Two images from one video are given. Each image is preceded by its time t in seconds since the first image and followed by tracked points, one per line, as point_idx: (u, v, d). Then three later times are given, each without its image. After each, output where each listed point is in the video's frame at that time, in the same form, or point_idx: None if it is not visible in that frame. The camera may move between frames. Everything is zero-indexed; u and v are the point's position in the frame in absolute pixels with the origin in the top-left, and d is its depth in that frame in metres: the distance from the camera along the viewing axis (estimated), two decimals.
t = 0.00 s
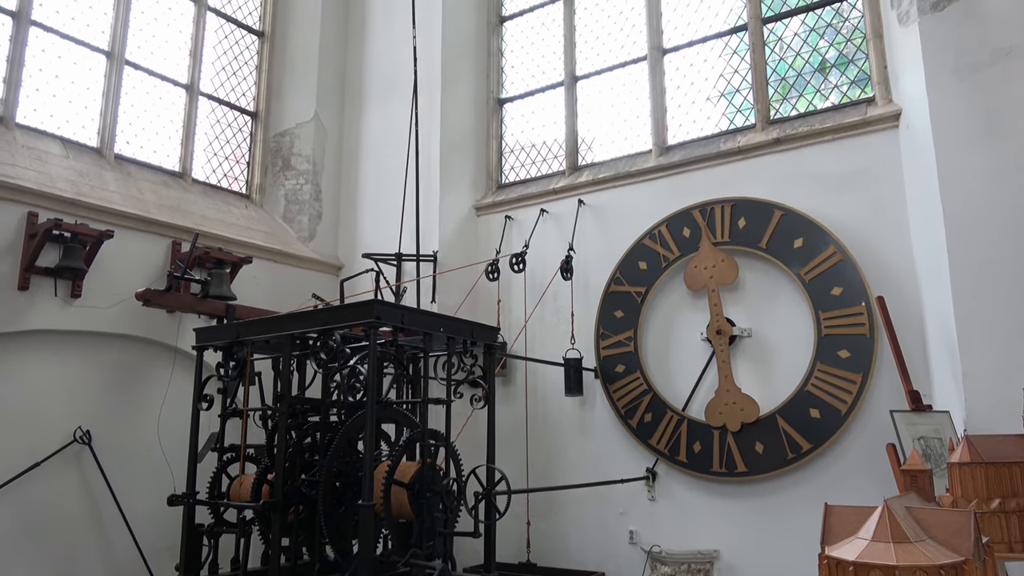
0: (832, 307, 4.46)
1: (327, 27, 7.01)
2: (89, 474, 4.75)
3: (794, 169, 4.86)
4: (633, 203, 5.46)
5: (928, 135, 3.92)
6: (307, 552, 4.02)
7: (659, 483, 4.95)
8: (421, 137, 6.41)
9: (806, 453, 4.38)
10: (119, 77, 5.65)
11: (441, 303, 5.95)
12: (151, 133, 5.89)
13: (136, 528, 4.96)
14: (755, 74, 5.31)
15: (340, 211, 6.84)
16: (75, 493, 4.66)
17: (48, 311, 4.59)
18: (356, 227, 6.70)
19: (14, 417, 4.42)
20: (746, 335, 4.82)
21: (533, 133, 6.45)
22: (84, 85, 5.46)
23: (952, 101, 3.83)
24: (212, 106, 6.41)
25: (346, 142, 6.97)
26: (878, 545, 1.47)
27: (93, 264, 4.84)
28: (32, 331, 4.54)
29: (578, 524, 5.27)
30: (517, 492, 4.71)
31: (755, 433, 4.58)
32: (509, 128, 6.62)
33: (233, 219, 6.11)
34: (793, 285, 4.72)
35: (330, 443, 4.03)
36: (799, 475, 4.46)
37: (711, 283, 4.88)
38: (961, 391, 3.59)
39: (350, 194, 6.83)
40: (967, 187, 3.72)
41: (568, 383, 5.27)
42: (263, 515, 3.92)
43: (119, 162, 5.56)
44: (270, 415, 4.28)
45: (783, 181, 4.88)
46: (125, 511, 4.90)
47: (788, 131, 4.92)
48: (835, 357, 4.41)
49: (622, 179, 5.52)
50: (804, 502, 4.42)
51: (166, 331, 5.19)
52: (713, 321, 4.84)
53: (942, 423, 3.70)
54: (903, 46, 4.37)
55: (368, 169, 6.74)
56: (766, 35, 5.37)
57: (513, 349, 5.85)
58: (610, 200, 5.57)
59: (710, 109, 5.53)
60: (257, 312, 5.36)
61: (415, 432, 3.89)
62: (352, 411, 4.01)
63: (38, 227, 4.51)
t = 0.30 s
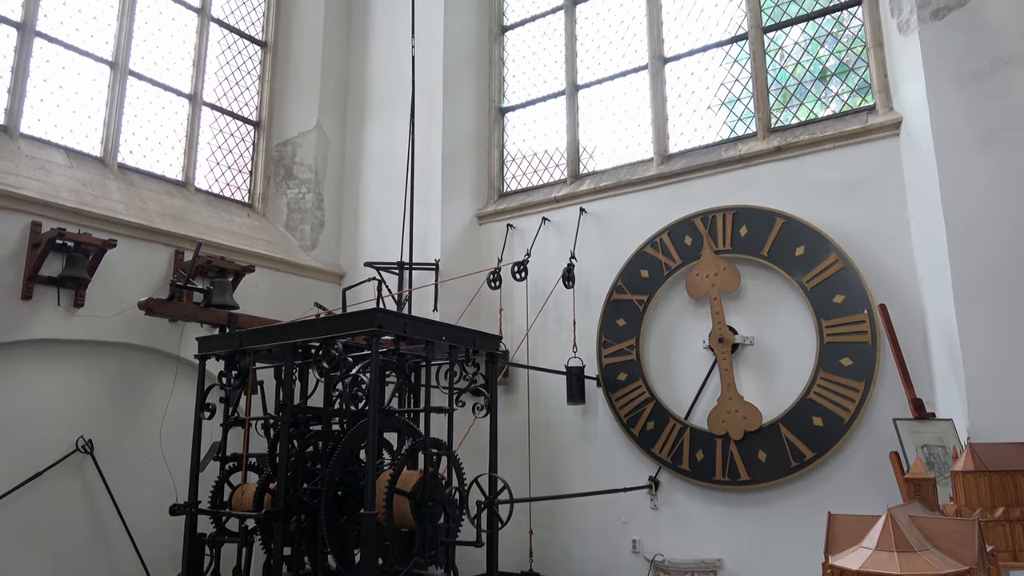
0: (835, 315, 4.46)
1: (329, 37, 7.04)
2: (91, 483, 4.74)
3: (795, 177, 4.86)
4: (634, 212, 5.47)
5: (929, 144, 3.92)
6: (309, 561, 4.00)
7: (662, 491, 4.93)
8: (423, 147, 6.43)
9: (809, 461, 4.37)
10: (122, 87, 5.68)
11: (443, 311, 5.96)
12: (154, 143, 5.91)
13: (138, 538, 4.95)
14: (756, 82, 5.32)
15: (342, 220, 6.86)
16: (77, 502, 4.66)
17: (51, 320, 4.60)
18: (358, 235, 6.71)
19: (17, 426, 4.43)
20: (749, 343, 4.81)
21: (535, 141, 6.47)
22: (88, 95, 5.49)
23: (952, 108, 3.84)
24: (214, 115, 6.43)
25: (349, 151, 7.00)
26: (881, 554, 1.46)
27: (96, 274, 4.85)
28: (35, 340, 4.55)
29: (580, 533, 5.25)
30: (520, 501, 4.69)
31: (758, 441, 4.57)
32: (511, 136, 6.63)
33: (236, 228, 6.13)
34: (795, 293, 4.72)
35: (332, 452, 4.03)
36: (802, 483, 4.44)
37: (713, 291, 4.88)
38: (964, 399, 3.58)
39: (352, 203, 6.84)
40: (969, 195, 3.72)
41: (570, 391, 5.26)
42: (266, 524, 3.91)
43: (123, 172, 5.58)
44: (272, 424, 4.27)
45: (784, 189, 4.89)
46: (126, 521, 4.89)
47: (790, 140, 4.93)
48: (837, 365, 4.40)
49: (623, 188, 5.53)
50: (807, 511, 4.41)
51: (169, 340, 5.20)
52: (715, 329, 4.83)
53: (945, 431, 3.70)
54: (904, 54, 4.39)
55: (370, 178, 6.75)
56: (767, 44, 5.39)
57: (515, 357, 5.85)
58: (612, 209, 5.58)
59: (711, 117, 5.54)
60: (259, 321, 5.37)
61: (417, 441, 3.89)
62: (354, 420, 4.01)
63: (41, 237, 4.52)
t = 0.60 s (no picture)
0: (837, 324, 4.45)
1: (332, 46, 7.07)
2: (92, 491, 4.74)
3: (797, 186, 4.87)
4: (636, 220, 5.47)
5: (930, 152, 3.93)
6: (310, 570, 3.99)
7: (664, 500, 4.92)
8: (425, 155, 6.44)
9: (811, 470, 4.36)
10: (126, 95, 5.70)
11: (445, 319, 5.96)
12: (157, 151, 5.92)
13: (138, 546, 4.94)
14: (757, 91, 5.33)
15: (344, 228, 6.87)
16: (78, 510, 4.65)
17: (54, 327, 4.60)
18: (360, 243, 6.72)
19: (18, 434, 4.42)
20: (751, 352, 4.80)
21: (537, 149, 6.48)
22: (92, 104, 5.51)
23: (953, 117, 3.84)
24: (217, 124, 6.46)
25: (351, 159, 7.02)
26: (884, 564, 1.44)
27: (99, 281, 4.86)
28: (38, 347, 4.55)
29: (582, 542, 5.23)
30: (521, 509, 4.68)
31: (760, 449, 4.55)
32: (513, 144, 6.65)
33: (238, 236, 6.14)
34: (797, 302, 4.72)
35: (333, 460, 4.02)
36: (805, 492, 4.42)
37: (715, 298, 4.86)
38: (967, 407, 3.57)
39: (355, 211, 6.86)
40: (971, 203, 3.72)
41: (572, 399, 5.26)
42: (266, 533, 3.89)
43: (126, 179, 5.60)
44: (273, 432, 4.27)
45: (786, 198, 4.89)
46: (127, 529, 4.88)
47: (791, 148, 4.94)
48: (839, 373, 4.39)
49: (625, 196, 5.54)
50: (810, 520, 4.39)
51: (171, 347, 5.20)
52: (717, 338, 4.83)
53: (948, 440, 3.69)
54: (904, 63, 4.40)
55: (372, 187, 6.77)
56: (768, 52, 5.40)
57: (517, 365, 5.84)
58: (614, 217, 5.58)
59: (712, 126, 5.55)
60: (261, 329, 5.37)
61: (418, 449, 3.89)
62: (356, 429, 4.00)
63: (44, 244, 4.53)
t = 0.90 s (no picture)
0: (839, 331, 4.45)
1: (334, 54, 7.10)
2: (93, 499, 4.73)
3: (798, 194, 4.88)
4: (637, 228, 5.48)
5: (931, 161, 3.93)
6: None
7: (666, 509, 4.90)
8: (426, 163, 6.45)
9: (813, 478, 4.35)
10: (129, 104, 5.72)
11: (446, 327, 5.97)
12: (159, 159, 5.94)
13: (139, 555, 4.92)
14: (757, 99, 5.35)
15: (346, 236, 6.89)
16: (79, 518, 4.64)
17: (56, 335, 4.61)
18: (362, 251, 6.73)
19: (20, 442, 4.42)
20: (752, 359, 4.80)
21: (538, 157, 6.50)
22: (94, 112, 5.53)
23: (954, 125, 3.85)
24: (219, 132, 6.48)
25: (353, 167, 7.04)
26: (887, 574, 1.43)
27: (101, 289, 4.87)
28: (40, 355, 4.56)
29: (583, 551, 5.22)
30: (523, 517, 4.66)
31: (762, 458, 4.54)
32: (514, 153, 6.66)
33: (239, 244, 6.15)
34: (799, 310, 4.71)
35: (335, 468, 4.02)
36: (807, 500, 4.41)
37: (716, 306, 4.88)
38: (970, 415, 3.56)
39: (356, 219, 6.87)
40: (972, 211, 3.72)
41: (573, 407, 5.25)
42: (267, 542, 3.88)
43: (128, 188, 5.61)
44: (274, 440, 4.26)
45: (787, 206, 4.89)
46: (128, 537, 4.87)
47: (791, 156, 4.95)
48: (841, 381, 4.39)
49: (626, 204, 5.54)
50: (812, 529, 4.37)
51: (173, 355, 5.20)
52: (718, 345, 4.83)
53: (951, 448, 3.66)
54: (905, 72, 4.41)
55: (374, 195, 6.78)
56: (768, 61, 5.42)
57: (518, 373, 5.84)
58: (616, 224, 5.58)
59: (713, 134, 5.56)
60: (262, 336, 5.37)
61: (419, 458, 3.88)
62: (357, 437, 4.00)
63: (47, 252, 4.55)
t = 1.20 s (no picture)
0: (840, 339, 4.44)
1: (335, 63, 7.13)
2: (93, 508, 4.72)
3: (798, 201, 4.88)
4: (638, 235, 5.48)
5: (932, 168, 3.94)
6: None
7: (668, 517, 4.89)
8: (428, 171, 6.46)
9: (816, 486, 4.33)
10: (131, 113, 5.74)
11: (447, 335, 5.97)
12: (161, 167, 5.96)
13: (139, 564, 4.91)
14: (757, 107, 5.36)
15: (347, 244, 6.89)
16: (79, 527, 4.63)
17: (57, 343, 4.61)
18: (363, 259, 6.74)
19: (20, 450, 4.42)
20: (754, 367, 4.79)
21: (539, 165, 6.51)
22: (97, 121, 5.55)
23: (954, 133, 3.86)
24: (221, 140, 6.49)
25: (354, 175, 7.05)
26: None
27: (102, 297, 4.87)
28: (41, 364, 4.56)
29: (585, 559, 5.20)
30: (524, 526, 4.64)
31: (764, 465, 4.53)
32: (515, 160, 6.67)
33: (241, 252, 6.15)
34: (801, 317, 4.70)
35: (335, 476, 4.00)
36: (809, 509, 4.39)
37: (718, 314, 4.87)
38: (972, 422, 3.55)
39: (357, 227, 6.88)
40: (973, 218, 3.72)
41: (574, 415, 5.24)
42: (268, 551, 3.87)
43: (130, 196, 5.62)
44: (275, 448, 4.25)
45: (788, 213, 4.90)
46: (128, 546, 4.85)
47: (792, 164, 4.95)
48: (843, 389, 4.38)
49: (627, 211, 5.55)
50: (814, 537, 4.35)
51: (174, 363, 5.20)
52: (720, 353, 4.82)
53: (954, 456, 3.65)
54: (905, 79, 4.42)
55: (375, 202, 6.79)
56: (768, 68, 5.43)
57: (519, 381, 5.83)
58: (616, 232, 5.59)
59: (713, 141, 5.57)
60: (263, 344, 5.37)
61: (420, 466, 3.87)
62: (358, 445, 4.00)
63: (48, 260, 4.55)
